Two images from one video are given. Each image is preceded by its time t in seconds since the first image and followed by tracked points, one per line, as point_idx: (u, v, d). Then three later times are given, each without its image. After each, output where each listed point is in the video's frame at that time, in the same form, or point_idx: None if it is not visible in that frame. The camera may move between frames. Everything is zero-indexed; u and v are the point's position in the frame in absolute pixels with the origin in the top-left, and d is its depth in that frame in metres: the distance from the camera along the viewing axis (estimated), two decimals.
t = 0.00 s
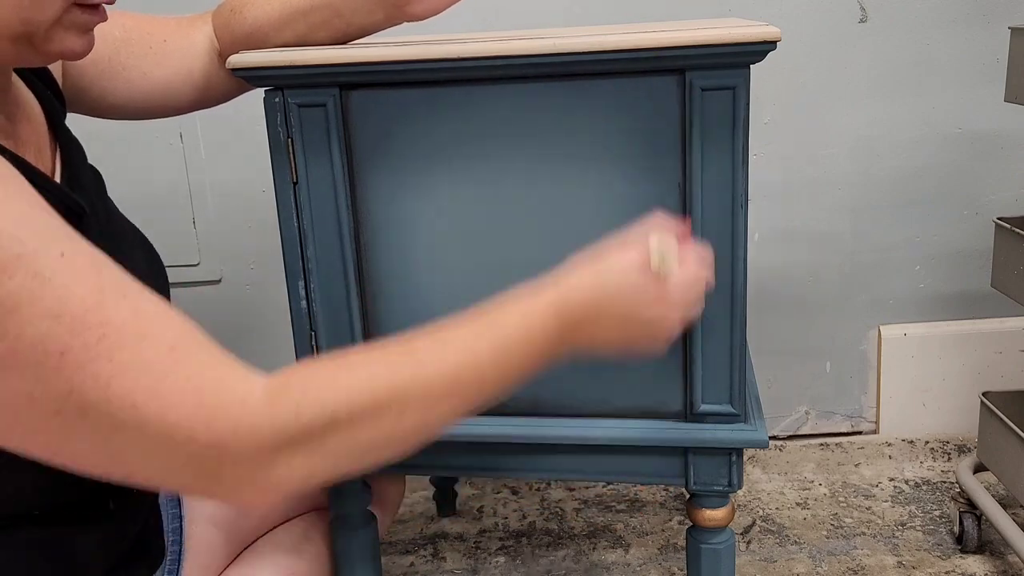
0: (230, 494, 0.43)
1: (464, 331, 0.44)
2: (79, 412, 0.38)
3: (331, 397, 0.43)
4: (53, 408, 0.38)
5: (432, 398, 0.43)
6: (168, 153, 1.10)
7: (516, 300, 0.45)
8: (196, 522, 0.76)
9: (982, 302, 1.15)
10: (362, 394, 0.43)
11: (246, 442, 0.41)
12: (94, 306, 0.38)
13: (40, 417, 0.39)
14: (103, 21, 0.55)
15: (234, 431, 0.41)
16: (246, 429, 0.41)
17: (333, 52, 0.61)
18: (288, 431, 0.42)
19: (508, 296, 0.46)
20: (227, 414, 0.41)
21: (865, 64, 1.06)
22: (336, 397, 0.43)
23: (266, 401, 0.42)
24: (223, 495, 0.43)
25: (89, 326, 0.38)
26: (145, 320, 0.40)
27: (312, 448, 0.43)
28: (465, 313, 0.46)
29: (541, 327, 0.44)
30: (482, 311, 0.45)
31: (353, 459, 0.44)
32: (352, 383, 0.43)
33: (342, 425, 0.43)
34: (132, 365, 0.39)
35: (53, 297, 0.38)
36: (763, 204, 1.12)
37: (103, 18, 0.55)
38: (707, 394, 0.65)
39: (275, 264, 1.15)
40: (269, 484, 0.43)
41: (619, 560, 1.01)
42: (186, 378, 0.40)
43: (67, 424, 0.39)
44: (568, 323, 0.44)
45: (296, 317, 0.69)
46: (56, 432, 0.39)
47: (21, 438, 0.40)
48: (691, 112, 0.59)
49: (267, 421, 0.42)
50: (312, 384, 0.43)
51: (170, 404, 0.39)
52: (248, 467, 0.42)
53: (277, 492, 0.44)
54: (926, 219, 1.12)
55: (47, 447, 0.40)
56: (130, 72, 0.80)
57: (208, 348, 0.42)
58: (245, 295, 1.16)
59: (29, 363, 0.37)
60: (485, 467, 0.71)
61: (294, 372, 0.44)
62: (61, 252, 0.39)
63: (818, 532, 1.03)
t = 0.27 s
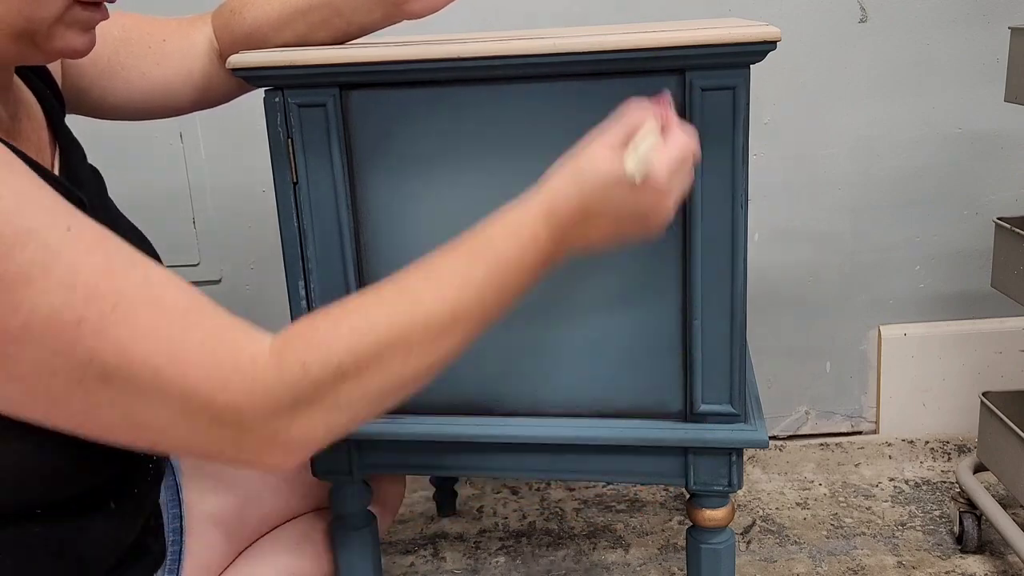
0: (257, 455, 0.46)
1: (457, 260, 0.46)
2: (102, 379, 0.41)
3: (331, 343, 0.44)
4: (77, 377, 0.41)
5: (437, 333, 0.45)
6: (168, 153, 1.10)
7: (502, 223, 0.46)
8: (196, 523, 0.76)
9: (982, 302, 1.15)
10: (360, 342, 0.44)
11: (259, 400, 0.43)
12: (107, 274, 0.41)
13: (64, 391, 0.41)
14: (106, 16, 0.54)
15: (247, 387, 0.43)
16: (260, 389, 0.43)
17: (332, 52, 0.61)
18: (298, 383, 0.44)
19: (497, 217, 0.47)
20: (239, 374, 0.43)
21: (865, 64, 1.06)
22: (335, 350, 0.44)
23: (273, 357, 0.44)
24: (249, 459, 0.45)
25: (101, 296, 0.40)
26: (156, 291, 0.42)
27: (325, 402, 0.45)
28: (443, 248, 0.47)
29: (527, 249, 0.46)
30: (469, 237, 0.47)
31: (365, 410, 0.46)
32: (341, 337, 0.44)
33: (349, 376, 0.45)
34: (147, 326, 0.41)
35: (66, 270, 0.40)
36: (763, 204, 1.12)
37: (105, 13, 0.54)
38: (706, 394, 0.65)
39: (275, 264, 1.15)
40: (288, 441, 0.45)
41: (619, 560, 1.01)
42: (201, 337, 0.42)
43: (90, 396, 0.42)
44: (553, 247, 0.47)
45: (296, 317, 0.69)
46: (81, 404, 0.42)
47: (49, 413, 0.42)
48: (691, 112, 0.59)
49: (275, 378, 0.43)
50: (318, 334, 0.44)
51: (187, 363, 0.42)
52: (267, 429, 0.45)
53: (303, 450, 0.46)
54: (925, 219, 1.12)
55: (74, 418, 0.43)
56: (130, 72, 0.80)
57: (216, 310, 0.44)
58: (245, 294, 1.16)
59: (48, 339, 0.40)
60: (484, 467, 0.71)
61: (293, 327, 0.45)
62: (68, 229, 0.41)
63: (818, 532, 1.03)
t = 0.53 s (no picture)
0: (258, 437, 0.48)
1: (461, 239, 0.48)
2: (109, 356, 0.43)
3: (332, 327, 0.46)
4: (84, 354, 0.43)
5: (442, 315, 0.47)
6: (168, 153, 1.10)
7: (502, 204, 0.48)
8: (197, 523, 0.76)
9: (983, 302, 1.15)
10: (366, 317, 0.46)
11: (262, 380, 0.46)
12: (113, 256, 0.43)
13: (72, 362, 0.43)
14: (100, 12, 0.55)
15: (250, 368, 0.45)
16: (261, 368, 0.45)
17: (332, 52, 0.61)
18: (300, 365, 0.46)
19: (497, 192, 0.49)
20: (243, 355, 0.45)
21: (866, 64, 1.06)
22: (347, 325, 0.46)
23: (276, 341, 0.46)
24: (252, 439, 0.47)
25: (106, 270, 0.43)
26: (161, 271, 0.44)
27: (328, 384, 0.47)
28: (447, 227, 0.49)
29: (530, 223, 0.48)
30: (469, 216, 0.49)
31: (370, 388, 0.48)
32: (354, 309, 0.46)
33: (352, 358, 0.47)
34: (153, 306, 0.43)
35: (72, 250, 0.42)
36: (763, 203, 1.12)
37: (99, 9, 0.55)
38: (706, 394, 0.65)
39: (275, 264, 1.15)
40: (295, 426, 0.48)
41: (619, 560, 1.01)
42: (205, 317, 0.45)
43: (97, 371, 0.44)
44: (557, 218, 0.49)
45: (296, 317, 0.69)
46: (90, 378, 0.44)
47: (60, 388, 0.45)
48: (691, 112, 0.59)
49: (278, 360, 0.46)
50: (318, 320, 0.46)
51: (193, 343, 0.44)
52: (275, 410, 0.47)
53: (305, 435, 0.48)
54: (926, 219, 1.12)
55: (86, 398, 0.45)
56: (129, 72, 0.80)
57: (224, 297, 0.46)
58: (245, 294, 1.16)
59: (55, 306, 0.42)
60: (484, 467, 0.71)
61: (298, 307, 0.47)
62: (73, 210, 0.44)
63: (818, 532, 1.03)
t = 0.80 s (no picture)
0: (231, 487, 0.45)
1: (462, 325, 0.46)
2: (89, 402, 0.41)
3: (328, 384, 0.45)
4: (58, 398, 0.41)
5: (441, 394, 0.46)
6: (168, 154, 1.10)
7: (505, 295, 0.47)
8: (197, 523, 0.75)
9: (983, 302, 1.15)
10: (362, 385, 0.45)
11: (244, 432, 0.44)
12: (100, 296, 0.41)
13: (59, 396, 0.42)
14: (102, 9, 0.55)
15: (234, 422, 0.43)
16: (240, 422, 0.43)
17: (333, 52, 0.61)
18: (285, 424, 0.44)
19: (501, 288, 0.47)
20: (226, 413, 0.43)
21: (866, 64, 1.06)
22: (343, 390, 0.45)
23: (264, 397, 0.44)
24: (226, 487, 0.45)
25: (88, 316, 0.40)
26: (151, 314, 0.42)
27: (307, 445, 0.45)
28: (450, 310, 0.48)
29: (534, 314, 0.46)
30: (471, 306, 0.47)
31: (355, 450, 0.46)
32: (354, 376, 0.45)
33: (337, 423, 0.45)
34: (139, 350, 0.41)
35: (60, 288, 0.40)
36: (763, 203, 1.12)
37: (101, 6, 0.55)
38: (706, 394, 0.65)
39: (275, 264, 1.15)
40: (268, 480, 0.45)
41: (619, 560, 1.01)
42: (192, 368, 0.42)
43: (71, 414, 0.41)
44: (562, 311, 0.46)
45: (296, 317, 0.69)
46: (63, 420, 0.42)
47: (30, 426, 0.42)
48: (691, 113, 0.59)
49: (266, 414, 0.44)
50: (311, 383, 0.45)
51: (174, 392, 0.42)
52: (257, 466, 0.45)
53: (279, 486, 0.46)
54: (926, 219, 1.12)
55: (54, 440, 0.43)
56: (129, 72, 0.80)
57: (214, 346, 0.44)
58: (245, 294, 1.16)
59: (34, 350, 0.40)
60: (484, 467, 0.71)
61: (290, 365, 0.46)
62: (67, 247, 0.41)
63: (818, 532, 1.03)
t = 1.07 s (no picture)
0: (206, 492, 0.50)
1: (453, 352, 0.53)
2: (62, 406, 0.44)
3: (313, 401, 0.50)
4: (38, 401, 0.44)
5: (416, 416, 0.52)
6: (168, 153, 1.10)
7: (505, 325, 0.54)
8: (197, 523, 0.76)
9: (983, 302, 1.15)
10: (342, 402, 0.50)
11: (226, 444, 0.48)
12: (79, 297, 0.44)
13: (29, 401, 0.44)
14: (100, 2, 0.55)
15: (211, 429, 0.47)
16: (219, 432, 0.48)
17: (333, 52, 0.61)
18: (268, 435, 0.49)
19: (501, 319, 0.54)
20: (209, 419, 0.47)
21: (866, 64, 1.06)
22: (325, 406, 0.50)
23: (241, 404, 0.49)
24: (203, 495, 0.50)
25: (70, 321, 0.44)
26: (131, 322, 0.46)
27: (282, 460, 0.50)
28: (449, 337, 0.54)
29: (532, 342, 0.53)
30: (472, 330, 0.54)
31: (333, 466, 0.51)
32: (335, 391, 0.50)
33: (315, 441, 0.50)
34: (119, 356, 0.45)
35: (41, 293, 0.43)
36: (763, 203, 1.12)
37: None
38: (706, 394, 0.65)
39: (275, 264, 1.15)
40: (245, 490, 0.50)
41: (619, 560, 1.01)
42: (171, 374, 0.46)
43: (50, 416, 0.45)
44: (561, 344, 0.54)
45: (296, 317, 0.69)
46: (42, 420, 0.45)
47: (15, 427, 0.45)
48: (691, 113, 0.59)
49: (250, 424, 0.48)
50: (289, 396, 0.50)
51: (150, 398, 0.46)
52: (234, 472, 0.49)
53: (253, 497, 0.51)
54: (925, 219, 1.12)
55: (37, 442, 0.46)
56: (128, 71, 0.80)
57: (200, 353, 0.49)
58: (245, 294, 1.16)
59: (17, 349, 0.43)
60: (484, 467, 0.71)
61: (270, 377, 0.51)
62: (49, 248, 0.45)
63: (818, 532, 1.03)
